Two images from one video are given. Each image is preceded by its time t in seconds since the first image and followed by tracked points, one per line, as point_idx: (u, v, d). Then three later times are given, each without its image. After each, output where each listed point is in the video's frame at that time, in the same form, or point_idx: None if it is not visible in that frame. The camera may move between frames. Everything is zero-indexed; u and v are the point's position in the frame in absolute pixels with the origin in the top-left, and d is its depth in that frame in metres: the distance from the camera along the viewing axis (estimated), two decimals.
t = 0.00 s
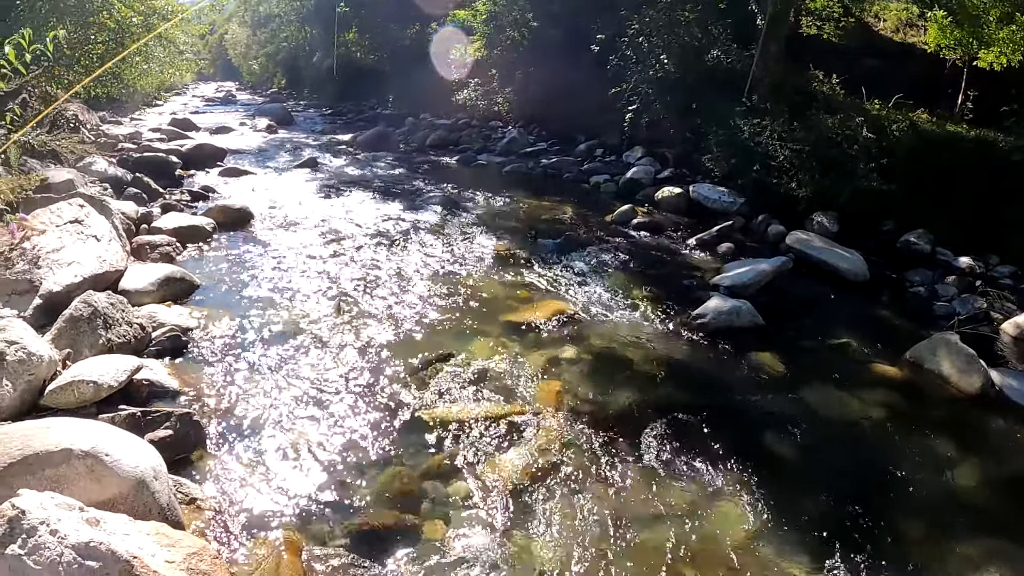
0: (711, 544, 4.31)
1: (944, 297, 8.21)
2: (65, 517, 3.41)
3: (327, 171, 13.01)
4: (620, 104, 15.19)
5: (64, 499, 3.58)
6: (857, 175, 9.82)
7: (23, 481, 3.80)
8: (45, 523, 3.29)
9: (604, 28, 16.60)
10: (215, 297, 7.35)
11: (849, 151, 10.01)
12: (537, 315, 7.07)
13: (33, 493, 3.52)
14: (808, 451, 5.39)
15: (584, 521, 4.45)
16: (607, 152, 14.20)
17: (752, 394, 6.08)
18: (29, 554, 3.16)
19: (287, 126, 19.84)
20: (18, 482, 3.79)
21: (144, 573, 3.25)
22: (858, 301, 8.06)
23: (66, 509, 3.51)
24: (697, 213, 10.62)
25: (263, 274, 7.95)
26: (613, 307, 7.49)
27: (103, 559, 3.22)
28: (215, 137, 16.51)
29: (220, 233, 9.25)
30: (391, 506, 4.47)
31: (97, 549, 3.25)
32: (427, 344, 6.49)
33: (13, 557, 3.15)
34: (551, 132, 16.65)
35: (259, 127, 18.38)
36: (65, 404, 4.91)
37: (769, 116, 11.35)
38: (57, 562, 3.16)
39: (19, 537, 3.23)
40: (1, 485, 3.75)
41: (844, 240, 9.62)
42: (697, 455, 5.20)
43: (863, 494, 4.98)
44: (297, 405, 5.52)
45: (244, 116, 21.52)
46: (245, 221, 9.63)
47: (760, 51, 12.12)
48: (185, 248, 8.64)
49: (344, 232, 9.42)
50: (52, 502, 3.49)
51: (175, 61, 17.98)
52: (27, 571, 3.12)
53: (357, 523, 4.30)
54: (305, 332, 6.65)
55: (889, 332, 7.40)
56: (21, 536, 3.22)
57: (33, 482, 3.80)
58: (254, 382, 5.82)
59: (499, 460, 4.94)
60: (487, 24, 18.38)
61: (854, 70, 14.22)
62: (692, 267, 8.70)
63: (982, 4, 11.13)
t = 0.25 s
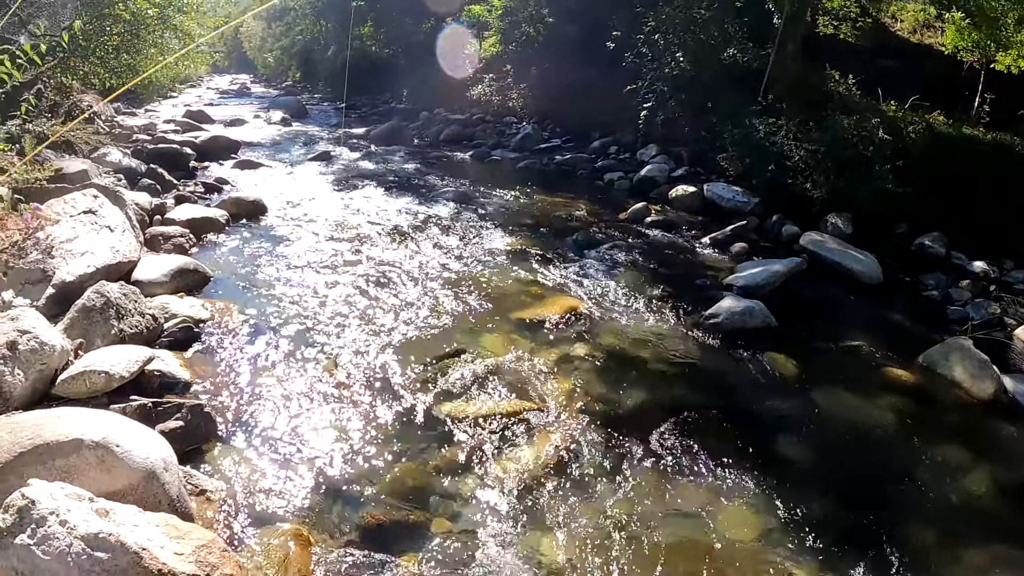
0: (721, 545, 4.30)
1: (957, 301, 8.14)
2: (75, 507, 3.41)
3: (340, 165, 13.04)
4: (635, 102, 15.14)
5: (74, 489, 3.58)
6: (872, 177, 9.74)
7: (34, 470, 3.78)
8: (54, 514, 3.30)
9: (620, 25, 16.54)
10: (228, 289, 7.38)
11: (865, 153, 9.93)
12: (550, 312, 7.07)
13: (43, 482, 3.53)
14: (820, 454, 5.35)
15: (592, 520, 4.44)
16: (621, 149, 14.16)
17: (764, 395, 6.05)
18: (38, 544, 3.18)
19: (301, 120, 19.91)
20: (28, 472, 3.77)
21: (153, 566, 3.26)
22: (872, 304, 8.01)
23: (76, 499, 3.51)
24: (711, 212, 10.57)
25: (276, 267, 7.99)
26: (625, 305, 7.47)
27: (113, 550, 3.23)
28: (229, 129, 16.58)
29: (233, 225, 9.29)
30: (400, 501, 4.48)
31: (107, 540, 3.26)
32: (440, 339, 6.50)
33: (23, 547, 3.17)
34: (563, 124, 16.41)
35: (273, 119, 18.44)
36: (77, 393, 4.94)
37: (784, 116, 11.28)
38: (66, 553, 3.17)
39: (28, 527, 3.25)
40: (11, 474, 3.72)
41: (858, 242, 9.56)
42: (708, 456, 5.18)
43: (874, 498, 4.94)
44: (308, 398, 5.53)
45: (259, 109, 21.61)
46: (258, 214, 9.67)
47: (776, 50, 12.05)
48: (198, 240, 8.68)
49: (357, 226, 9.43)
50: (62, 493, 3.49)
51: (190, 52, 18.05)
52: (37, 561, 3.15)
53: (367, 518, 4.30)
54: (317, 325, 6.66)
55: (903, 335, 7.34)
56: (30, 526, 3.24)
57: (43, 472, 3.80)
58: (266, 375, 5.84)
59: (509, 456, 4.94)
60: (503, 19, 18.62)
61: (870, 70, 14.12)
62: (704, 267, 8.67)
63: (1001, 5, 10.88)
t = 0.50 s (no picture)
0: (728, 545, 4.28)
1: (968, 303, 8.08)
2: (83, 501, 3.43)
3: (350, 160, 13.06)
4: (645, 99, 15.10)
5: (83, 482, 3.58)
6: (883, 177, 9.68)
7: (43, 463, 3.81)
8: (63, 507, 3.31)
9: (631, 22, 16.48)
10: (237, 283, 7.41)
11: (877, 152, 9.86)
12: (559, 309, 7.06)
13: (51, 476, 3.52)
14: (828, 455, 5.33)
15: (599, 517, 4.43)
16: (632, 147, 14.13)
17: (773, 395, 6.03)
18: (46, 538, 3.20)
19: (311, 115, 19.96)
20: (37, 465, 3.80)
21: (162, 561, 3.27)
22: (882, 305, 7.97)
23: (85, 493, 3.51)
24: (720, 211, 10.54)
25: (286, 261, 8.01)
26: (635, 303, 7.46)
27: (121, 544, 3.25)
28: (240, 124, 16.63)
29: (243, 219, 9.32)
30: (409, 496, 4.48)
31: (115, 534, 3.27)
32: (449, 335, 6.51)
33: (31, 540, 3.20)
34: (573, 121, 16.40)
35: (283, 115, 18.49)
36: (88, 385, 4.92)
37: (796, 115, 11.21)
38: (74, 546, 3.20)
39: (37, 520, 3.27)
40: (20, 467, 3.76)
41: (868, 243, 9.51)
42: (716, 455, 5.17)
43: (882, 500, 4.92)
44: (318, 393, 5.55)
45: (269, 103, 21.66)
46: (267, 209, 9.69)
47: (788, 48, 11.97)
48: (208, 234, 8.72)
49: (368, 221, 9.45)
50: (71, 486, 3.49)
51: (201, 47, 18.11)
52: (45, 554, 3.17)
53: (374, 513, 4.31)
54: (328, 320, 6.68)
55: (913, 336, 7.30)
56: (39, 519, 3.26)
57: (52, 465, 3.81)
58: (276, 369, 5.86)
59: (517, 453, 4.95)
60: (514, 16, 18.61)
61: (882, 70, 14.03)
62: (714, 265, 8.64)
63: (1014, 6, 10.72)
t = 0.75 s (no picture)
0: (731, 547, 4.28)
1: (973, 305, 8.06)
2: (89, 500, 3.43)
3: (355, 161, 13.08)
4: (650, 101, 15.09)
5: (89, 482, 3.57)
6: (889, 179, 9.66)
7: (49, 463, 3.81)
8: (69, 507, 3.31)
9: (636, 24, 16.48)
10: (243, 283, 7.42)
11: (882, 154, 9.84)
12: (564, 311, 7.07)
13: (57, 475, 3.52)
14: (833, 457, 5.32)
15: (603, 519, 4.43)
16: (636, 148, 14.12)
17: (778, 397, 6.02)
18: (52, 538, 3.20)
19: (316, 115, 20.00)
20: (43, 464, 3.79)
21: (168, 561, 3.29)
22: (887, 307, 7.95)
23: (91, 492, 3.50)
24: (725, 213, 10.53)
25: (292, 261, 8.03)
26: (639, 304, 7.45)
27: (127, 544, 3.26)
28: (245, 124, 16.67)
29: (248, 219, 9.34)
30: (413, 497, 4.50)
31: (121, 534, 3.29)
32: (453, 336, 6.51)
33: (37, 540, 3.19)
34: (578, 122, 16.40)
35: (289, 115, 18.53)
36: (93, 384, 4.97)
37: (801, 116, 11.20)
38: (80, 546, 3.20)
39: (43, 519, 3.26)
40: (26, 467, 3.75)
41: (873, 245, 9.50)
42: (721, 457, 5.16)
43: (887, 502, 4.91)
44: (324, 393, 5.56)
45: (274, 104, 21.71)
46: (273, 209, 9.71)
47: (793, 49, 11.96)
48: (214, 234, 8.74)
49: (373, 222, 9.46)
50: (76, 486, 3.49)
51: (207, 47, 18.16)
52: (51, 554, 3.17)
53: (379, 514, 4.31)
54: (333, 320, 6.68)
55: (918, 339, 7.28)
56: (45, 518, 3.25)
57: (57, 465, 3.81)
58: (281, 369, 5.87)
59: (521, 454, 4.95)
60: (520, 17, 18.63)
61: (887, 71, 14.01)
62: (719, 267, 8.63)
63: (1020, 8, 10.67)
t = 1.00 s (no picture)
0: (734, 550, 4.27)
1: (973, 306, 8.06)
2: (92, 505, 3.43)
3: (355, 164, 13.09)
4: (649, 104, 15.10)
5: (92, 486, 3.58)
6: (888, 180, 9.67)
7: (51, 467, 3.80)
8: (72, 511, 3.32)
9: (635, 27, 16.52)
10: (243, 287, 7.43)
11: (881, 156, 9.85)
12: (565, 314, 7.07)
13: (60, 480, 3.53)
14: (834, 459, 5.32)
15: (604, 522, 4.43)
16: (635, 151, 14.13)
17: (779, 400, 6.02)
18: (55, 542, 3.20)
19: (315, 119, 20.02)
20: (45, 469, 3.79)
21: (171, 565, 3.29)
22: (887, 309, 7.96)
23: (94, 497, 3.51)
24: (725, 215, 10.54)
25: (292, 265, 8.04)
26: (640, 307, 7.46)
27: (131, 549, 3.26)
28: (244, 128, 16.68)
29: (248, 223, 9.34)
30: (415, 499, 4.50)
31: (124, 538, 3.29)
32: (454, 339, 6.51)
33: (41, 544, 3.19)
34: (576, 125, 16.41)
35: (288, 119, 18.54)
36: (95, 388, 4.97)
37: (800, 119, 11.22)
38: (84, 550, 3.21)
39: (46, 524, 3.26)
40: (28, 471, 3.75)
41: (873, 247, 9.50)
42: (723, 459, 5.16)
43: (888, 504, 4.91)
44: (325, 397, 5.56)
45: (273, 107, 21.73)
46: (273, 213, 9.72)
47: (792, 52, 11.99)
48: (214, 238, 8.75)
49: (373, 226, 9.47)
50: (79, 490, 3.50)
51: (206, 51, 18.18)
52: (55, 559, 3.17)
53: (381, 517, 4.31)
54: (334, 324, 6.69)
55: (918, 340, 7.28)
56: (48, 523, 3.26)
57: (60, 469, 3.82)
58: (282, 373, 5.87)
59: (523, 457, 4.95)
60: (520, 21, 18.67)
61: (886, 73, 14.03)
62: (719, 269, 8.64)
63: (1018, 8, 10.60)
